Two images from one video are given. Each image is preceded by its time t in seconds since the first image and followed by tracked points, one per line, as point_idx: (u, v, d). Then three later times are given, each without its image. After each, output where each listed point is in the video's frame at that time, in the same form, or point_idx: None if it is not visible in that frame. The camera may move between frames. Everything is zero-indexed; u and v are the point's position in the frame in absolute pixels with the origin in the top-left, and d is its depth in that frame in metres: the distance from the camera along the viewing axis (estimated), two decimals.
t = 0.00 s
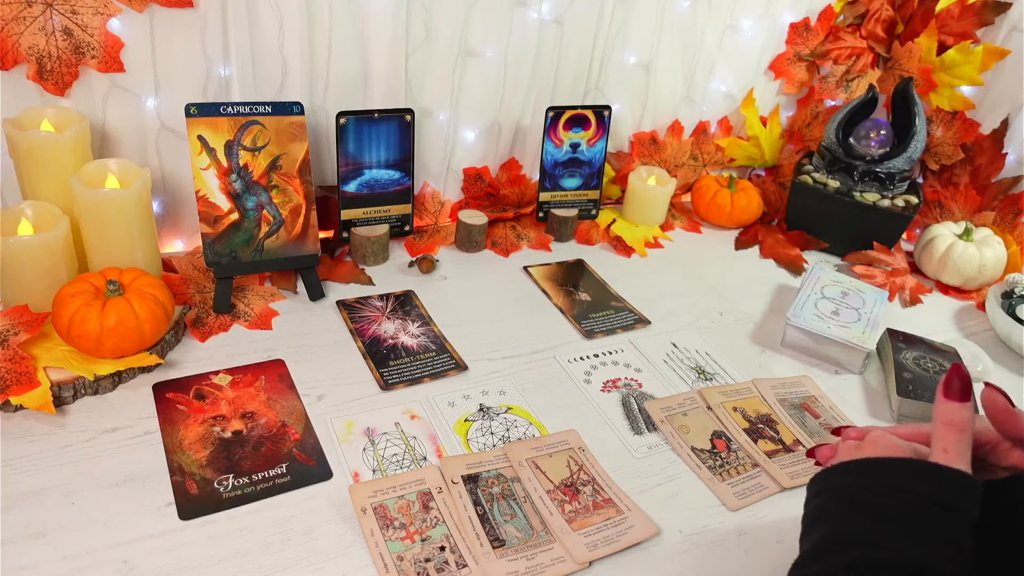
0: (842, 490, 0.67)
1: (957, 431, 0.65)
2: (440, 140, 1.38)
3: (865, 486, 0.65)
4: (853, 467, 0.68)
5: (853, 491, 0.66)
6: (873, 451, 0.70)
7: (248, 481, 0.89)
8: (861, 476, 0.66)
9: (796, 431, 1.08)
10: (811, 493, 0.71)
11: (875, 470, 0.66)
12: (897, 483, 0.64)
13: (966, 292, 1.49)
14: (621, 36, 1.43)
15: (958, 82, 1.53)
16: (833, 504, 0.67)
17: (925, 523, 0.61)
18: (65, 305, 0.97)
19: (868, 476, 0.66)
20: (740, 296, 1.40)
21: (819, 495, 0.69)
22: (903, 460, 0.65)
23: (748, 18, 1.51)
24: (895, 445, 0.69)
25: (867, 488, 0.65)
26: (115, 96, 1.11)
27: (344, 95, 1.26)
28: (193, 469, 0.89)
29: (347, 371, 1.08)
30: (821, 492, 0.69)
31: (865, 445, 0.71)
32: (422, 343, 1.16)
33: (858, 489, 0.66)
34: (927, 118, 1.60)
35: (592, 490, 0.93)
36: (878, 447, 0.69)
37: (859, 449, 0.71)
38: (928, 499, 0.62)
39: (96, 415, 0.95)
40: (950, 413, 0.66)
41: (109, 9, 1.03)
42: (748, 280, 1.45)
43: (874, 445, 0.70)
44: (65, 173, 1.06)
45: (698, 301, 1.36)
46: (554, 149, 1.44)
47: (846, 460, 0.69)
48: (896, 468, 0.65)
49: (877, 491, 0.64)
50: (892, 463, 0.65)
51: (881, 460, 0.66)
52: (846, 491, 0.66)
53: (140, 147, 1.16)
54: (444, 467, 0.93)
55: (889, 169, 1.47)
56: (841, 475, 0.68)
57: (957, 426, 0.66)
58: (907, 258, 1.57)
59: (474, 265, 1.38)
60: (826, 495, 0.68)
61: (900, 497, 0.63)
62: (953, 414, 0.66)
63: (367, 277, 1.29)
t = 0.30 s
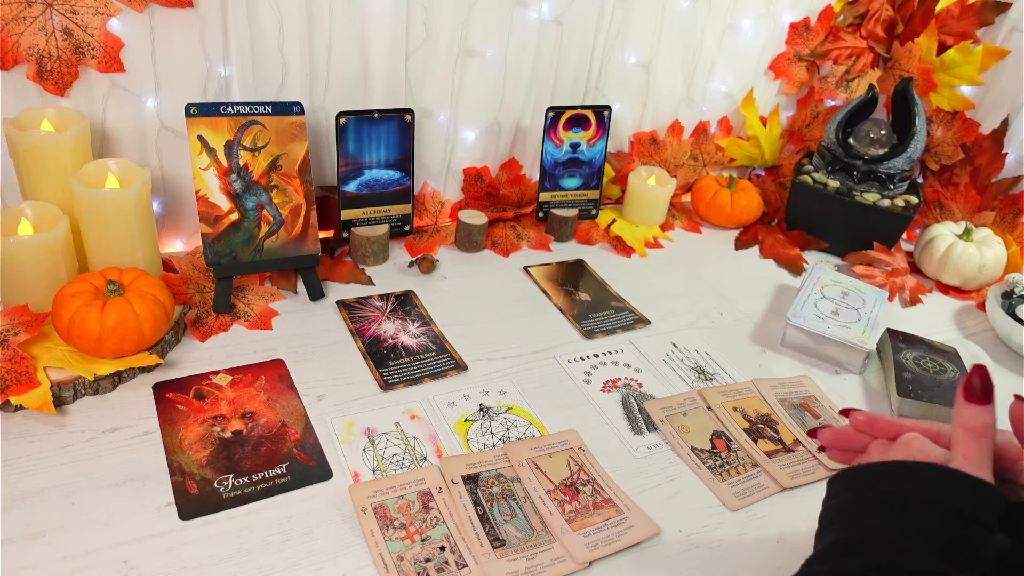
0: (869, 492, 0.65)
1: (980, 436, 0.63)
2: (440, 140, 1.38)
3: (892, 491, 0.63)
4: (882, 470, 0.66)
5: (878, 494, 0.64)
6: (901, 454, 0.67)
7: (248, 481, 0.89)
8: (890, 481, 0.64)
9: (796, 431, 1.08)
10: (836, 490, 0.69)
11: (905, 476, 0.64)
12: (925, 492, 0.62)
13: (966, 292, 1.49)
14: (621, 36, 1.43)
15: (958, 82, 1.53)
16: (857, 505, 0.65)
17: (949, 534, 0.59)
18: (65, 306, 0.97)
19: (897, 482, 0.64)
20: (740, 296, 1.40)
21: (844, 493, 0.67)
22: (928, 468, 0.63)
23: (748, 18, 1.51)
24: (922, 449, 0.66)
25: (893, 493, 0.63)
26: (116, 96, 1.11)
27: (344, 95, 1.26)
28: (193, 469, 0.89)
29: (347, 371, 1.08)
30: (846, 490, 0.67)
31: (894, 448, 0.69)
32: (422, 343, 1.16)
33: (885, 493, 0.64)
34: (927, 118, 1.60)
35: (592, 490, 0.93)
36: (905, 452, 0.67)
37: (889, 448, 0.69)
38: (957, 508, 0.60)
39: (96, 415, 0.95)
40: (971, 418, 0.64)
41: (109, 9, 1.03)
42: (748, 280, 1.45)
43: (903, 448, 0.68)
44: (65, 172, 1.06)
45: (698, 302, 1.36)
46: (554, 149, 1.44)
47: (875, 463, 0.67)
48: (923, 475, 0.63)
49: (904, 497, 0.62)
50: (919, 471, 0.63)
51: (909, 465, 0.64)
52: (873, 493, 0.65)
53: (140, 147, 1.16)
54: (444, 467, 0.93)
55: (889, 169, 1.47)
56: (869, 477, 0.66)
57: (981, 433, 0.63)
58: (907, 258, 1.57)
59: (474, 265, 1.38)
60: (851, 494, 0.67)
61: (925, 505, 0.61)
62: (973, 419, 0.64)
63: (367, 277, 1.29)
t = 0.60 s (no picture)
0: (836, 492, 0.62)
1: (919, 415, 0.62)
2: (440, 140, 1.38)
3: (861, 488, 0.61)
4: (845, 466, 0.63)
5: (844, 495, 0.62)
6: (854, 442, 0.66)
7: (248, 481, 0.89)
8: (854, 477, 0.62)
9: (796, 431, 1.08)
10: (805, 493, 0.66)
11: (868, 472, 0.61)
12: (890, 483, 0.60)
13: (966, 292, 1.49)
14: (621, 36, 1.43)
15: (958, 82, 1.53)
16: (827, 511, 0.62)
17: (924, 525, 0.59)
18: (65, 305, 0.97)
19: (860, 477, 0.62)
20: (740, 296, 1.40)
21: (813, 497, 0.64)
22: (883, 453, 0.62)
23: (748, 18, 1.51)
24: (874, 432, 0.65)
25: (863, 490, 0.61)
26: (115, 96, 1.11)
27: (344, 95, 1.26)
28: (193, 469, 0.89)
29: (347, 371, 1.08)
30: (814, 493, 0.64)
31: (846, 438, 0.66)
32: (422, 343, 1.16)
33: (849, 493, 0.61)
34: (927, 118, 1.60)
35: (592, 490, 0.93)
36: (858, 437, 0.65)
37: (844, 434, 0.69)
38: (925, 498, 0.59)
39: (96, 415, 0.95)
40: (908, 400, 0.61)
41: (109, 9, 1.03)
42: (748, 280, 1.45)
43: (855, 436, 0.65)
44: (65, 172, 1.06)
45: (698, 302, 1.36)
46: (554, 149, 1.44)
47: (835, 458, 0.64)
48: (885, 466, 0.61)
49: (872, 494, 0.60)
50: (878, 462, 0.61)
51: (864, 457, 0.62)
52: (841, 493, 0.62)
53: (140, 147, 1.16)
54: (444, 467, 0.93)
55: (890, 169, 1.47)
56: (833, 475, 0.63)
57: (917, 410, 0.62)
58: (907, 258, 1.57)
59: (474, 265, 1.38)
60: (819, 497, 0.63)
61: (896, 501, 0.60)
62: (910, 400, 0.61)
63: (367, 277, 1.29)
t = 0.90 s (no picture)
0: (832, 492, 0.63)
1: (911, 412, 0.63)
2: (440, 140, 1.38)
3: (856, 487, 0.62)
4: (840, 466, 0.64)
5: (841, 495, 0.63)
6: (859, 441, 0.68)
7: (248, 481, 0.89)
8: (847, 475, 0.63)
9: (796, 431, 1.08)
10: (801, 495, 0.67)
11: (860, 470, 0.62)
12: (881, 483, 0.61)
13: (966, 292, 1.49)
14: (621, 36, 1.43)
15: (958, 82, 1.53)
16: (823, 511, 0.63)
17: (920, 522, 0.60)
18: (65, 305, 0.97)
19: (852, 477, 0.63)
20: (740, 296, 1.40)
21: (810, 498, 0.65)
22: (878, 450, 0.63)
23: (748, 18, 1.51)
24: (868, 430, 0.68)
25: (858, 489, 0.62)
26: (115, 96, 1.11)
27: (344, 95, 1.26)
28: (193, 469, 0.89)
29: (347, 371, 1.08)
30: (811, 494, 0.65)
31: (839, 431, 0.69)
32: (422, 343, 1.16)
33: (847, 493, 0.62)
34: (927, 118, 1.60)
35: (592, 490, 0.93)
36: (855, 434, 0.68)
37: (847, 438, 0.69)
38: (917, 494, 0.60)
39: (96, 415, 0.95)
40: (903, 395, 0.64)
41: (109, 9, 1.03)
42: (748, 280, 1.45)
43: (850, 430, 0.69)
44: (65, 173, 1.06)
45: (698, 302, 1.36)
46: (554, 149, 1.44)
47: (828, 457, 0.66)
48: (877, 464, 0.62)
49: (866, 492, 0.61)
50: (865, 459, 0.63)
51: (859, 455, 0.63)
52: (838, 494, 0.63)
53: (140, 147, 1.16)
54: (444, 467, 0.93)
55: (890, 169, 1.47)
56: (828, 475, 0.64)
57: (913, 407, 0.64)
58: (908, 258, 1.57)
59: (474, 265, 1.38)
60: (816, 497, 0.65)
61: (891, 498, 0.61)
62: (905, 395, 0.64)
63: (367, 277, 1.29)
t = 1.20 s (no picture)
0: (849, 497, 0.65)
1: (932, 420, 0.65)
2: (440, 140, 1.38)
3: (872, 492, 0.64)
4: (858, 472, 0.66)
5: (858, 499, 0.65)
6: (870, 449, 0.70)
7: (248, 481, 0.89)
8: (865, 481, 0.65)
9: (796, 431, 1.08)
10: (819, 498, 0.69)
11: (878, 475, 0.65)
12: (895, 489, 0.63)
13: (966, 292, 1.49)
14: (621, 36, 1.43)
15: (958, 82, 1.53)
16: (840, 514, 0.65)
17: (934, 532, 0.62)
18: (65, 305, 0.97)
19: (869, 483, 0.65)
20: (740, 296, 1.40)
21: (828, 500, 0.67)
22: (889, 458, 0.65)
23: (748, 18, 1.51)
24: (890, 437, 0.69)
25: (874, 494, 0.64)
26: (116, 96, 1.11)
27: (344, 95, 1.26)
28: (193, 469, 0.89)
29: (347, 371, 1.08)
30: (829, 496, 0.67)
31: (860, 439, 0.72)
32: (422, 343, 1.16)
33: (863, 497, 0.64)
34: (927, 118, 1.60)
35: (592, 490, 0.93)
36: (871, 441, 0.70)
37: (855, 442, 0.72)
38: (934, 502, 0.62)
39: (96, 415, 0.95)
40: (921, 402, 0.65)
41: (109, 9, 1.03)
42: (748, 280, 1.45)
43: (868, 439, 0.71)
44: (65, 172, 1.06)
45: (698, 302, 1.36)
46: (554, 149, 1.44)
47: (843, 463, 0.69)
48: (895, 471, 0.64)
49: (881, 498, 0.64)
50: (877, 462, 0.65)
51: (875, 462, 0.66)
52: (854, 497, 0.65)
53: (140, 147, 1.16)
54: (444, 467, 0.93)
55: (889, 169, 1.47)
56: (848, 480, 0.67)
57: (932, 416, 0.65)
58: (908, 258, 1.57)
59: (474, 265, 1.38)
60: (833, 500, 0.67)
61: (909, 505, 0.62)
62: (924, 403, 0.65)
63: (367, 277, 1.29)
